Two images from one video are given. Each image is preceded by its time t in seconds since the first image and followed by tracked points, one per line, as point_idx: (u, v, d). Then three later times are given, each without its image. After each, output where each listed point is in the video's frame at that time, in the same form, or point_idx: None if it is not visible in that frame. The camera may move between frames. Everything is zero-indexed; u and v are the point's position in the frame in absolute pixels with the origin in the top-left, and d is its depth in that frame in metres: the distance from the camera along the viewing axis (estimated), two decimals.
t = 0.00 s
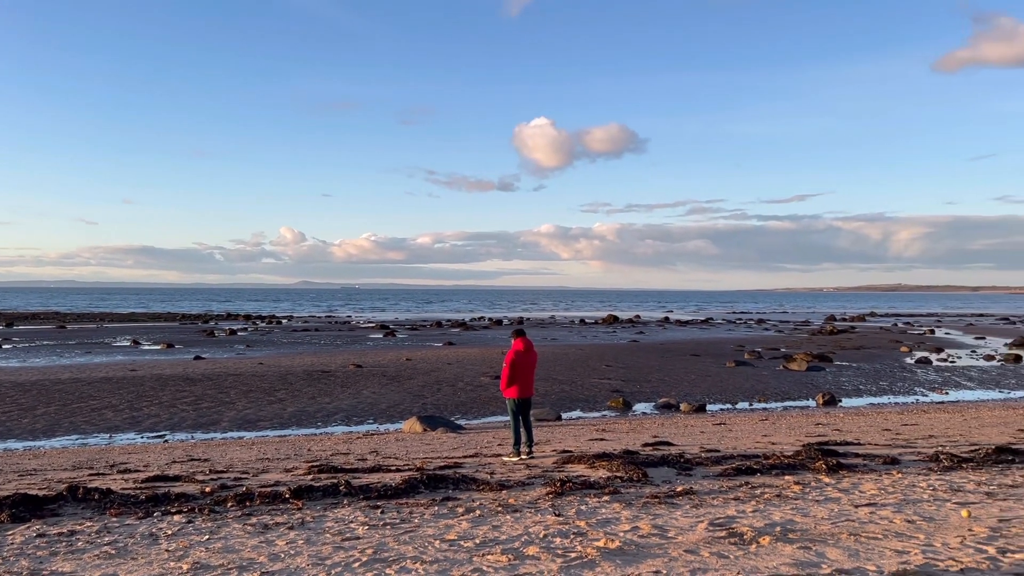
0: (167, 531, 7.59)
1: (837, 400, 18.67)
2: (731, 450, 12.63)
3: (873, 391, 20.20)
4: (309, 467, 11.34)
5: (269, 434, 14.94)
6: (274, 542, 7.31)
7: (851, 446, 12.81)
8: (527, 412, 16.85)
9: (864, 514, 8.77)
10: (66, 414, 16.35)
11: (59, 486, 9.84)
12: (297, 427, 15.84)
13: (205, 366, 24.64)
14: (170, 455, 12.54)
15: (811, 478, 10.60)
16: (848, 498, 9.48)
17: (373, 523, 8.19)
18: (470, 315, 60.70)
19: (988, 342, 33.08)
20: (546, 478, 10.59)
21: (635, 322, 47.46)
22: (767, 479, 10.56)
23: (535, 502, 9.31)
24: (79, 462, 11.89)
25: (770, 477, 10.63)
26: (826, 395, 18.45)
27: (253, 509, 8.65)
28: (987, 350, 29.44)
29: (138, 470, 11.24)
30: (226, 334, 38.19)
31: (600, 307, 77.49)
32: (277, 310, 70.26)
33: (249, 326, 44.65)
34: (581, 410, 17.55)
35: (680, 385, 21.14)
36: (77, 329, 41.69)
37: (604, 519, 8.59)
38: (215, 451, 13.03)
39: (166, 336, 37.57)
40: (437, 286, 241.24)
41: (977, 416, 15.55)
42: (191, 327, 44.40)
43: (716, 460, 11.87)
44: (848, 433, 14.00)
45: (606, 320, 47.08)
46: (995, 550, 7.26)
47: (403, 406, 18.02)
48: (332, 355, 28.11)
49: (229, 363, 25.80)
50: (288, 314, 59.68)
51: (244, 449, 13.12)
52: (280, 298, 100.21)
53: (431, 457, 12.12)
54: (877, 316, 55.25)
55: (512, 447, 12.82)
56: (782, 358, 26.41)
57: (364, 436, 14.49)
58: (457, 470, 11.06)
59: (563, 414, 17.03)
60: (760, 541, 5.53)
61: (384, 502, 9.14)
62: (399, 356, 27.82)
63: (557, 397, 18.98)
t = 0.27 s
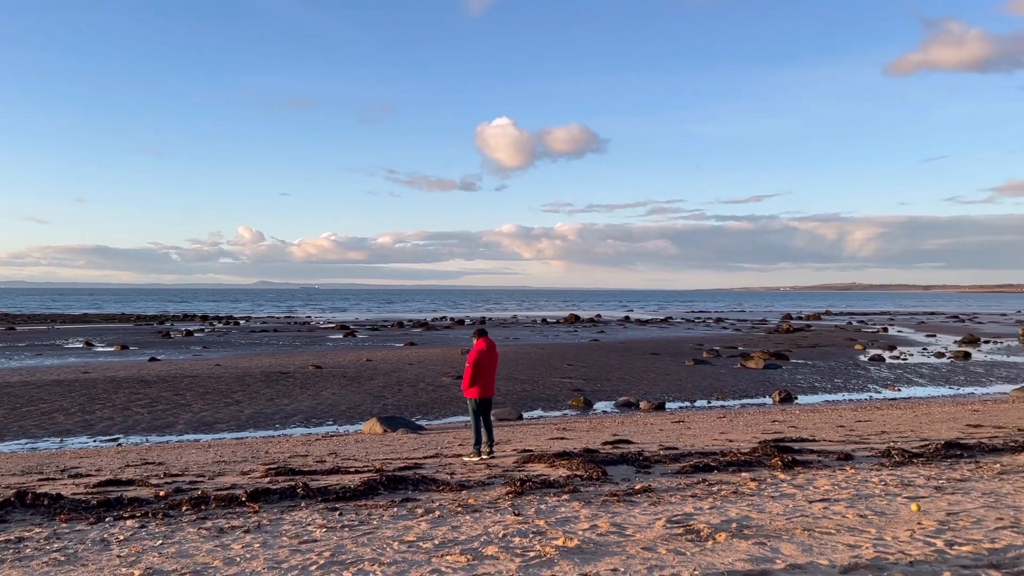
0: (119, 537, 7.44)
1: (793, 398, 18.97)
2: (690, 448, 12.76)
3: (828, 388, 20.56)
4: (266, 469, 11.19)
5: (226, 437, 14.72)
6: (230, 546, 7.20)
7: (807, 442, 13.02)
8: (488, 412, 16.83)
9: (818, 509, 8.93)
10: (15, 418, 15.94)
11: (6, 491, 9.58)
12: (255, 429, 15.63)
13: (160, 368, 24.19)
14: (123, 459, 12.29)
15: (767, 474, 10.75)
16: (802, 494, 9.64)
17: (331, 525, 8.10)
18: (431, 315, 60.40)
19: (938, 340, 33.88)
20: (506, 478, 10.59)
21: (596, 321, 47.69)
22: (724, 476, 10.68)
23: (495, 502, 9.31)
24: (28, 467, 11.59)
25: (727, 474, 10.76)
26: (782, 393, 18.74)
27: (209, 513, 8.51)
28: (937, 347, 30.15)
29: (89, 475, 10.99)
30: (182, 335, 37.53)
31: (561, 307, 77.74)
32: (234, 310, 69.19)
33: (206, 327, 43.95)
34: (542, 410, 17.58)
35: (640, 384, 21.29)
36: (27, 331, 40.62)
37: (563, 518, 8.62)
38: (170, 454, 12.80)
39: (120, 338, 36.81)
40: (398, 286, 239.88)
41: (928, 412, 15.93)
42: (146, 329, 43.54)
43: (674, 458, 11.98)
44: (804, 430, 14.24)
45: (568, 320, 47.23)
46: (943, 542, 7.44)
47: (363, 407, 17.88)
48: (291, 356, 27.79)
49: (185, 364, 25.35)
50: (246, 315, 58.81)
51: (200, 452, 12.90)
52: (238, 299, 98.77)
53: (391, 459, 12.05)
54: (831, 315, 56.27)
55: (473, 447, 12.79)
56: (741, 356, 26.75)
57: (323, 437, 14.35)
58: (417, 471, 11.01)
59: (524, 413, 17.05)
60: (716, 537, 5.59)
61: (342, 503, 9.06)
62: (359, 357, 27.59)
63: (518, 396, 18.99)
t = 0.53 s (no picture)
0: (70, 544, 7.26)
1: (752, 397, 19.20)
2: (650, 447, 12.84)
3: (787, 387, 20.85)
4: (224, 473, 11.02)
5: (183, 441, 14.47)
6: (185, 552, 7.07)
7: (765, 440, 13.18)
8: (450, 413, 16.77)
9: (775, 506, 9.04)
10: None
11: None
12: (213, 433, 15.39)
13: (116, 371, 23.71)
14: (76, 464, 12.01)
15: (726, 472, 10.86)
16: (760, 492, 9.76)
17: (290, 529, 8.00)
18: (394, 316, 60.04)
19: (893, 339, 34.55)
20: (468, 479, 10.55)
21: (558, 321, 47.83)
22: (684, 474, 10.77)
23: (455, 503, 9.27)
24: None
25: (686, 473, 10.85)
26: (742, 391, 18.96)
27: (164, 518, 8.35)
28: (892, 346, 30.74)
29: (40, 481, 10.72)
30: (138, 337, 36.84)
31: (524, 308, 77.84)
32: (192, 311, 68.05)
33: (163, 329, 43.18)
34: (504, 410, 17.57)
35: (602, 384, 21.38)
36: None
37: (524, 519, 8.61)
38: (124, 458, 12.54)
39: (74, 341, 36.00)
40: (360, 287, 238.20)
41: (882, 410, 16.23)
42: (101, 331, 42.63)
43: (635, 457, 12.05)
44: (762, 428, 14.42)
45: (530, 321, 47.28)
46: (896, 537, 7.57)
47: (324, 410, 17.71)
48: (251, 358, 27.42)
49: (141, 367, 24.88)
50: (204, 317, 57.90)
51: (156, 457, 12.66)
52: (197, 300, 97.27)
53: (351, 461, 11.94)
54: (790, 314, 57.12)
55: (434, 449, 12.72)
56: (701, 355, 27.01)
57: (283, 441, 14.18)
58: (377, 474, 10.92)
59: (486, 414, 17.02)
60: (675, 536, 5.63)
61: (301, 507, 8.95)
62: (320, 358, 27.32)
63: (480, 397, 18.96)
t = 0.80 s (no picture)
0: (21, 553, 7.08)
1: (713, 397, 19.41)
2: (613, 447, 12.91)
3: (747, 386, 21.11)
4: (182, 478, 10.84)
5: (139, 446, 14.21)
6: (141, 559, 6.93)
7: (725, 440, 13.32)
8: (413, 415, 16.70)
9: (734, 505, 9.15)
10: None
11: None
12: (171, 437, 15.14)
13: (70, 375, 23.21)
14: (28, 471, 11.72)
15: (686, 471, 10.96)
16: (719, 491, 9.86)
17: (249, 534, 7.89)
18: (356, 318, 59.60)
19: (849, 339, 35.20)
20: (430, 482, 10.51)
21: (522, 323, 47.87)
22: (646, 474, 10.85)
23: (418, 506, 9.22)
24: None
25: (648, 473, 10.92)
26: (703, 392, 19.15)
27: (119, 525, 8.18)
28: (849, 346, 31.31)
29: None
30: (93, 341, 36.08)
31: (488, 309, 77.81)
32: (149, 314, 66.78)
33: (119, 333, 42.38)
34: (468, 412, 17.53)
35: (565, 385, 21.45)
36: None
37: (486, 520, 8.59)
38: (79, 464, 12.27)
39: (26, 345, 35.14)
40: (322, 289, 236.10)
41: (839, 409, 16.51)
42: (55, 335, 41.70)
43: (597, 458, 12.10)
44: (722, 427, 14.58)
45: (494, 322, 47.27)
46: (852, 534, 7.71)
47: (285, 413, 17.52)
48: (210, 362, 27.02)
49: (96, 371, 24.37)
50: (162, 319, 56.88)
51: (112, 462, 12.41)
52: (154, 303, 95.56)
53: (312, 465, 11.81)
54: (750, 315, 57.78)
55: (396, 452, 12.65)
56: (663, 356, 27.23)
57: (243, 445, 13.99)
58: (339, 477, 10.83)
59: (450, 416, 16.97)
60: (636, 535, 5.66)
61: (260, 512, 8.83)
62: (281, 361, 27.02)
63: (443, 399, 18.90)
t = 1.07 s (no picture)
0: None
1: (676, 398, 19.57)
2: (576, 449, 12.94)
3: (709, 388, 21.31)
4: (138, 485, 10.64)
5: (95, 452, 13.92)
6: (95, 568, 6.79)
7: (687, 441, 13.43)
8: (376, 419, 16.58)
9: (695, 505, 9.22)
10: None
11: None
12: (128, 443, 14.85)
13: (23, 380, 22.67)
14: None
15: (649, 472, 11.02)
16: (681, 492, 9.94)
17: (207, 541, 7.76)
18: (319, 321, 59.06)
19: (809, 340, 35.74)
20: (393, 485, 10.44)
21: (486, 325, 47.73)
22: (608, 476, 10.89)
23: (380, 510, 9.15)
24: None
25: (611, 474, 10.97)
26: (666, 393, 19.29)
27: (73, 533, 8.00)
28: (808, 347, 31.78)
29: None
30: (48, 345, 35.27)
31: (452, 312, 77.57)
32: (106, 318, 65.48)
33: (75, 337, 41.47)
34: (432, 416, 17.45)
35: (529, 387, 21.47)
36: None
37: (448, 524, 8.56)
38: (31, 472, 11.98)
39: None
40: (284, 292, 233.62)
41: (799, 409, 16.74)
42: (7, 339, 40.66)
43: (560, 460, 12.13)
44: (685, 429, 14.70)
45: (458, 325, 47.17)
46: (809, 533, 7.82)
47: (246, 418, 17.29)
48: (169, 366, 26.58)
49: (50, 376, 23.83)
50: (119, 323, 55.82)
51: (66, 469, 12.14)
52: (111, 306, 93.66)
53: (273, 470, 11.67)
54: (711, 317, 58.43)
55: (359, 456, 12.55)
56: (627, 358, 27.38)
57: (202, 450, 13.78)
58: (300, 482, 10.71)
59: (413, 419, 16.89)
60: (598, 537, 5.67)
61: (219, 518, 8.70)
62: (242, 365, 26.68)
63: (407, 403, 18.80)
